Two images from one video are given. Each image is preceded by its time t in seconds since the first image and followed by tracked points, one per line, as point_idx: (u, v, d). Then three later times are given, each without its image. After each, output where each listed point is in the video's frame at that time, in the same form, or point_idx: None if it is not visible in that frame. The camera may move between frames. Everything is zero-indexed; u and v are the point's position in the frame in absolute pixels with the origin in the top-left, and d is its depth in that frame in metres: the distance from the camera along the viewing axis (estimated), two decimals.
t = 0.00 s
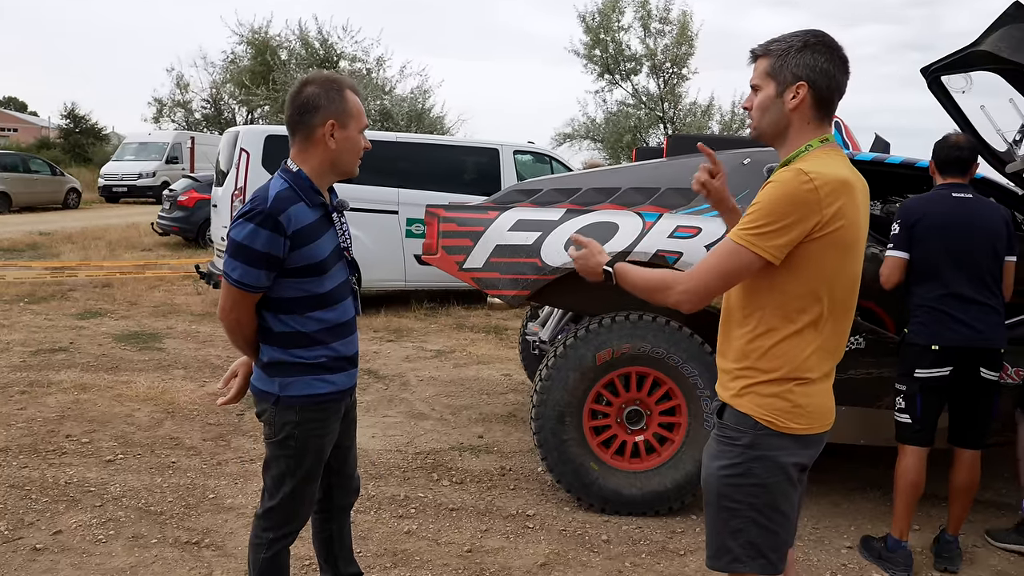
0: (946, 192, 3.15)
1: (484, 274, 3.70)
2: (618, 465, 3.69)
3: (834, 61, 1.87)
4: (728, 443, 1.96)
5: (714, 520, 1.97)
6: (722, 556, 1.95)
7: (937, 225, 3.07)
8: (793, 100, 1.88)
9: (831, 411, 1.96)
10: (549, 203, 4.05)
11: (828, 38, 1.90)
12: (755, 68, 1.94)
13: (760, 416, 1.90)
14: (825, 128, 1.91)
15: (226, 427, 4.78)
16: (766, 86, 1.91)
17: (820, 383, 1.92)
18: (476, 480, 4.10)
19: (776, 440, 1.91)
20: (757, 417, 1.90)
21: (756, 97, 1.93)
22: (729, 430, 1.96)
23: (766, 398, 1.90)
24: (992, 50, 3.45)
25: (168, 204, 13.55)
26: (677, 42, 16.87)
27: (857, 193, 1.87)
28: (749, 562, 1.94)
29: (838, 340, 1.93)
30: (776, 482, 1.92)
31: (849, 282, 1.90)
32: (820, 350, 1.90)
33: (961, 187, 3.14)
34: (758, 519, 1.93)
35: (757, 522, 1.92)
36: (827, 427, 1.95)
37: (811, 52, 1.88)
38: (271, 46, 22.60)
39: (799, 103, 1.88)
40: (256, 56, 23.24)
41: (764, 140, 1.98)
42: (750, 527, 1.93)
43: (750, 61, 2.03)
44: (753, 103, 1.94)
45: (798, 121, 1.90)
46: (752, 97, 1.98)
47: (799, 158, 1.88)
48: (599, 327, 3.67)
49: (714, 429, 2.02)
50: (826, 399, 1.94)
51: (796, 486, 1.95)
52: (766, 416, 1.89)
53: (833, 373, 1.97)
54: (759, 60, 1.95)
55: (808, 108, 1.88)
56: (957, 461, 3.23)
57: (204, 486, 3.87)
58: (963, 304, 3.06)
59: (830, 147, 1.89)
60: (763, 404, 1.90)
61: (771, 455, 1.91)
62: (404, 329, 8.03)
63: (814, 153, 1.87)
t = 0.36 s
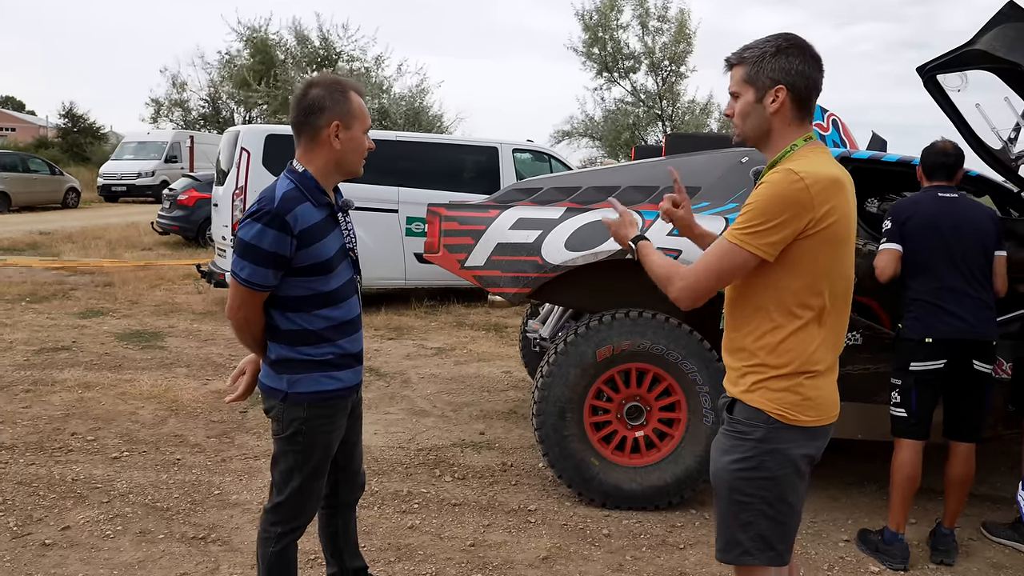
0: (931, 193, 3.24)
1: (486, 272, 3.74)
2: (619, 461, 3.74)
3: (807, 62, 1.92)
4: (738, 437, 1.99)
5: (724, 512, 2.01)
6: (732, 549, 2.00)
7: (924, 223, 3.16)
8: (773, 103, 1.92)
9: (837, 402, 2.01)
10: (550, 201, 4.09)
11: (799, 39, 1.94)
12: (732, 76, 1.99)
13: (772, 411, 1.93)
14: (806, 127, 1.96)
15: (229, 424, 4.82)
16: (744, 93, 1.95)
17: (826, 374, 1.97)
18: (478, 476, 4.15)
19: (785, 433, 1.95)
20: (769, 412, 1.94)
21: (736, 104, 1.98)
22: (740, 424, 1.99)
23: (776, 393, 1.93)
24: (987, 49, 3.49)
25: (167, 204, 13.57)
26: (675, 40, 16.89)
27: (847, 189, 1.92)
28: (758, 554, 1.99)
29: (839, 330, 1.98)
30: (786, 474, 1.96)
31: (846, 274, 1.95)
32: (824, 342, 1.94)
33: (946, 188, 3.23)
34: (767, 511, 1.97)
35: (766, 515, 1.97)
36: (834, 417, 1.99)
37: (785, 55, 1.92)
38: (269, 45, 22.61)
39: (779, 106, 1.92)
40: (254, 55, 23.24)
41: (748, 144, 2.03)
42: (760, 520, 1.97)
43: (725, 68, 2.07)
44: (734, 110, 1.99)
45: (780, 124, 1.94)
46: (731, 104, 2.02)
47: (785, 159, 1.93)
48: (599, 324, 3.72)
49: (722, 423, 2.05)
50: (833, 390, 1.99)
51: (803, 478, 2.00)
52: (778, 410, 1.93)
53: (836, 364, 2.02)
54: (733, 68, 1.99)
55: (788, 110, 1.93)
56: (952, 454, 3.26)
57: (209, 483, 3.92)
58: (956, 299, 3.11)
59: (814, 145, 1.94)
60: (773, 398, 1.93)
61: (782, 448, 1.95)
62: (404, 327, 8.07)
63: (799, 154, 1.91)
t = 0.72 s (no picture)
0: (921, 198, 3.30)
1: (488, 274, 3.77)
2: (620, 460, 3.78)
3: (801, 68, 1.96)
4: (747, 436, 2.03)
5: (732, 511, 2.05)
6: (741, 546, 2.04)
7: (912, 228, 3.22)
8: (768, 109, 1.96)
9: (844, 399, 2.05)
10: (551, 203, 4.13)
11: (792, 47, 1.99)
12: (728, 84, 2.03)
13: (780, 411, 1.97)
14: (802, 132, 1.99)
15: (230, 426, 4.84)
16: (740, 99, 1.99)
17: (832, 371, 2.01)
18: (480, 476, 4.18)
19: (793, 432, 1.99)
20: (777, 411, 1.98)
21: (733, 110, 2.02)
22: (749, 424, 2.03)
23: (783, 391, 1.97)
24: (982, 53, 3.54)
25: (162, 205, 13.55)
26: (668, 42, 16.96)
27: (845, 190, 1.96)
28: (765, 551, 2.03)
29: (842, 328, 2.02)
30: (794, 472, 2.00)
31: (847, 274, 1.99)
32: (828, 340, 1.98)
33: (936, 193, 3.29)
34: (775, 509, 2.01)
35: (774, 512, 2.01)
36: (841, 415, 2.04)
37: (779, 62, 1.96)
38: (263, 45, 22.58)
39: (774, 112, 1.96)
40: (247, 55, 23.19)
41: (745, 150, 2.06)
42: (768, 518, 2.01)
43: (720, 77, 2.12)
44: (730, 117, 2.03)
45: (777, 129, 1.98)
46: (728, 111, 2.06)
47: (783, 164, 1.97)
48: (600, 325, 3.75)
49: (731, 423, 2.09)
50: (839, 387, 2.03)
51: (810, 476, 2.04)
52: (786, 409, 1.97)
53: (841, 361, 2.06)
54: (728, 77, 2.04)
55: (783, 115, 1.97)
56: (946, 450, 3.31)
57: (212, 484, 3.93)
58: (945, 298, 3.16)
59: (810, 149, 1.98)
60: (781, 397, 1.97)
61: (790, 446, 1.99)
62: (401, 328, 8.10)
63: (796, 158, 1.95)
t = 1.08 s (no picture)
0: (921, 202, 3.37)
1: (489, 275, 3.81)
2: (620, 459, 3.82)
3: (818, 76, 2.00)
4: (744, 435, 2.08)
5: (728, 508, 2.09)
6: (735, 542, 2.08)
7: (914, 230, 3.28)
8: (781, 112, 2.01)
9: (841, 401, 2.10)
10: (551, 205, 4.17)
11: (813, 55, 2.03)
12: (747, 85, 2.08)
13: (777, 410, 2.02)
14: (814, 138, 2.04)
15: (231, 425, 4.86)
16: (756, 100, 2.05)
17: (830, 372, 2.06)
18: (480, 475, 4.22)
19: (794, 433, 2.03)
20: (774, 412, 2.03)
21: (748, 110, 2.07)
22: (747, 423, 2.07)
23: (783, 392, 2.02)
24: (977, 58, 3.60)
25: (156, 205, 13.53)
26: (662, 43, 17.03)
27: (847, 193, 2.01)
28: (759, 547, 2.07)
29: (841, 329, 2.07)
30: (790, 472, 2.05)
31: (846, 276, 2.04)
32: (827, 341, 2.03)
33: (935, 199, 3.37)
34: (769, 506, 2.06)
35: (768, 510, 2.06)
36: (839, 416, 2.09)
37: (798, 67, 2.01)
38: (257, 44, 22.54)
39: (788, 115, 2.01)
40: (241, 55, 23.15)
41: (757, 151, 2.11)
42: (763, 515, 2.06)
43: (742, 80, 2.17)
44: (745, 116, 2.08)
45: (788, 133, 2.03)
46: (745, 112, 2.11)
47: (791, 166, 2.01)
48: (600, 325, 3.80)
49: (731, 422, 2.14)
50: (837, 388, 2.08)
51: (806, 476, 2.09)
52: (786, 410, 2.02)
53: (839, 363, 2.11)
54: (749, 78, 2.09)
55: (796, 119, 2.01)
56: (941, 449, 3.36)
57: (215, 483, 3.96)
58: (943, 299, 3.22)
59: (819, 155, 2.02)
60: (781, 398, 2.02)
61: (787, 446, 2.04)
62: (398, 329, 8.12)
63: (805, 162, 1.99)
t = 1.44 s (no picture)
0: (911, 202, 3.43)
1: (483, 274, 3.84)
2: (613, 456, 3.86)
3: (802, 79, 2.05)
4: (754, 432, 2.11)
5: (734, 503, 2.13)
6: (742, 537, 2.12)
7: (904, 229, 3.33)
8: (767, 113, 2.05)
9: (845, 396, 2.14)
10: (544, 205, 4.20)
11: (798, 60, 2.08)
12: (735, 91, 2.14)
13: (790, 408, 2.06)
14: (801, 139, 2.08)
15: (224, 424, 4.87)
16: (744, 105, 2.09)
17: (833, 367, 2.10)
18: (474, 473, 4.25)
19: (789, 428, 2.07)
20: (786, 408, 2.06)
21: (736, 115, 2.12)
22: (756, 420, 2.10)
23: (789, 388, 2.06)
24: (963, 61, 3.67)
25: (145, 205, 13.46)
26: (651, 44, 17.10)
27: (843, 190, 2.06)
28: (763, 543, 2.11)
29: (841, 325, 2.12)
30: (799, 468, 2.10)
31: (845, 272, 2.09)
32: (829, 336, 2.08)
33: (925, 200, 3.43)
34: (777, 503, 2.10)
35: (774, 506, 2.10)
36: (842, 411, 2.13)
37: (783, 72, 2.06)
38: (245, 43, 22.45)
39: (773, 116, 2.05)
40: (229, 54, 23.05)
41: (746, 155, 2.15)
42: (770, 511, 2.10)
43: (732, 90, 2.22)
44: (734, 121, 2.13)
45: (775, 134, 2.07)
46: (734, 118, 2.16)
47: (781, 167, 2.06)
48: (593, 324, 3.84)
49: (739, 418, 2.17)
50: (840, 383, 2.13)
51: (810, 471, 2.15)
52: (794, 406, 2.06)
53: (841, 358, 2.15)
54: (737, 84, 2.14)
55: (782, 121, 2.06)
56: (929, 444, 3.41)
57: (209, 482, 3.96)
58: (932, 297, 3.28)
59: (808, 155, 2.06)
60: (788, 394, 2.06)
61: (797, 443, 2.08)
62: (389, 328, 8.14)
63: (795, 160, 2.03)
